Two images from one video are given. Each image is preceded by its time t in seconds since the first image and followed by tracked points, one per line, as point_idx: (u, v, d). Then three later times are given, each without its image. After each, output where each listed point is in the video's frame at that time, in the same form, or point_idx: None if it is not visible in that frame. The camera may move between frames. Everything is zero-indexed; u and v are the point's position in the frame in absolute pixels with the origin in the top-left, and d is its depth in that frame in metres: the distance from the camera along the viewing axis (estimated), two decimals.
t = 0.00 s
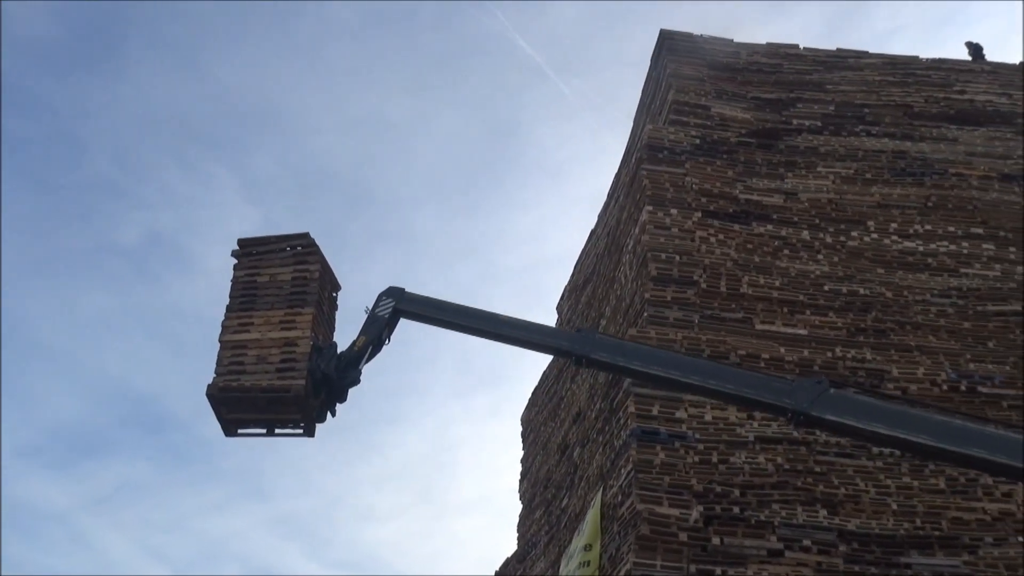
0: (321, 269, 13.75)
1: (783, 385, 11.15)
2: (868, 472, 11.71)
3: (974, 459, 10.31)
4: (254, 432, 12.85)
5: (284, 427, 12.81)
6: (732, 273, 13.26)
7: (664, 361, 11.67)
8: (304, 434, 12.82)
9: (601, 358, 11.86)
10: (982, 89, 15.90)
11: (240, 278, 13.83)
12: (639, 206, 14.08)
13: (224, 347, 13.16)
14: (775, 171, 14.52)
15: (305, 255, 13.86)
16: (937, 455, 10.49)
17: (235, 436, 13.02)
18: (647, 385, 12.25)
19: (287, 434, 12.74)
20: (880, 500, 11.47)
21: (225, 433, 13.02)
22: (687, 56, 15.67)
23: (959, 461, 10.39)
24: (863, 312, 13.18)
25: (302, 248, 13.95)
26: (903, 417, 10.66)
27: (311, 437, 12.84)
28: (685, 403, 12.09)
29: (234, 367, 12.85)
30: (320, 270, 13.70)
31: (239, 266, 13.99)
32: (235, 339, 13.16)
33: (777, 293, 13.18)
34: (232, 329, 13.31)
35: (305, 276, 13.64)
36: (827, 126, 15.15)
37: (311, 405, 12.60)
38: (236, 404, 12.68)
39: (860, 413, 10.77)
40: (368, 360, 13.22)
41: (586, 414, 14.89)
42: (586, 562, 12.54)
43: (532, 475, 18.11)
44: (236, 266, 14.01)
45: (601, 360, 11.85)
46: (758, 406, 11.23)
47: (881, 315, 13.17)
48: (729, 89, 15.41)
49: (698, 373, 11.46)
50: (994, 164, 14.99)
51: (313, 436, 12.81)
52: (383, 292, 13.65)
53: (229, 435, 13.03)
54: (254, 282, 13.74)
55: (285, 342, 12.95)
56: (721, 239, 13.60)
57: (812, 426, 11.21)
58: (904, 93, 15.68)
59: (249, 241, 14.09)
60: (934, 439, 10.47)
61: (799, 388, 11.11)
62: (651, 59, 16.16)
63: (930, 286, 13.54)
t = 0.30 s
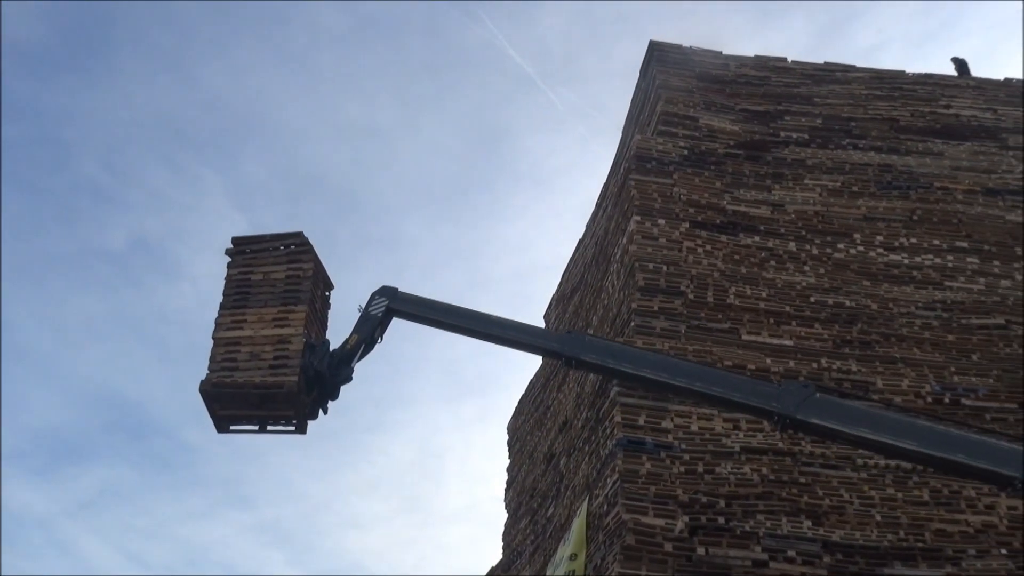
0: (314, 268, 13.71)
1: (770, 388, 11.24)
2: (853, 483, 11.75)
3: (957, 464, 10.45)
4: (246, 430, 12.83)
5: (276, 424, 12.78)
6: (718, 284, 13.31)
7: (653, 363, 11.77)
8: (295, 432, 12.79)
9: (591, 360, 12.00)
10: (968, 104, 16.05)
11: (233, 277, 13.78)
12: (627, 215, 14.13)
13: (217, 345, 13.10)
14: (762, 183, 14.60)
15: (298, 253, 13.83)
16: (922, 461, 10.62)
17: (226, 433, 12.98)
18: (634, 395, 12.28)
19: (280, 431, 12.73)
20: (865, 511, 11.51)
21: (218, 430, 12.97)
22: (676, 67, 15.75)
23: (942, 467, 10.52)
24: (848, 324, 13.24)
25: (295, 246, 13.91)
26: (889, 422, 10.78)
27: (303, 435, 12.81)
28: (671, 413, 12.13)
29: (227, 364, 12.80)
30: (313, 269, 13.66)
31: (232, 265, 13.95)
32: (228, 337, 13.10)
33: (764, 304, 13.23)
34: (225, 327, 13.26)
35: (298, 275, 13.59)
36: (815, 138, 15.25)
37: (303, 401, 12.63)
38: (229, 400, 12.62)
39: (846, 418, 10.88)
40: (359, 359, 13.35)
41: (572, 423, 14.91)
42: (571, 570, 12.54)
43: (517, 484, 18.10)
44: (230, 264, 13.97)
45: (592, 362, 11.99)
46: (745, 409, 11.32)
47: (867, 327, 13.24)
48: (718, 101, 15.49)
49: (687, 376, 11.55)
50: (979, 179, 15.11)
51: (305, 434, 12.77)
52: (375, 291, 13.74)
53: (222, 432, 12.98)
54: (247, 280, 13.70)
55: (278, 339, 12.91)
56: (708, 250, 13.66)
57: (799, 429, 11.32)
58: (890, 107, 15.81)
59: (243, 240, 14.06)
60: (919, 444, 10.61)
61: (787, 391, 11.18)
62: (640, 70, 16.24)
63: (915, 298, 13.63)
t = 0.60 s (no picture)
0: (309, 270, 13.69)
1: (761, 391, 11.30)
2: (844, 490, 11.77)
3: (944, 466, 10.53)
4: (242, 430, 12.79)
5: (272, 424, 12.79)
6: (710, 290, 13.33)
7: (646, 365, 11.79)
8: (291, 432, 12.79)
9: (584, 361, 12.05)
10: (958, 112, 16.13)
11: (229, 279, 13.74)
12: (620, 221, 14.15)
13: (212, 346, 13.05)
14: (754, 190, 14.63)
15: (293, 255, 13.81)
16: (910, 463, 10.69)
17: (223, 433, 12.93)
18: (625, 401, 12.29)
19: (275, 431, 12.75)
20: (855, 518, 11.52)
21: (214, 430, 12.92)
22: (669, 74, 15.79)
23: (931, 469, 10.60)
24: (839, 330, 13.28)
25: (290, 248, 13.90)
26: (878, 425, 10.87)
27: (299, 434, 12.79)
28: (663, 419, 12.13)
29: (223, 364, 12.76)
30: (308, 270, 13.64)
31: (228, 267, 13.91)
32: (223, 338, 13.04)
33: (755, 310, 13.25)
34: (221, 328, 13.19)
35: (294, 276, 13.56)
36: (806, 145, 15.29)
37: (300, 401, 12.63)
38: (226, 400, 12.59)
39: (836, 419, 10.94)
40: (355, 359, 13.36)
41: (563, 429, 14.90)
42: None
43: (508, 489, 18.09)
44: (225, 267, 13.92)
45: (584, 363, 12.03)
46: (735, 411, 11.38)
47: (858, 334, 13.28)
48: (710, 107, 15.53)
49: (680, 378, 11.57)
50: (969, 187, 15.18)
51: (301, 433, 12.76)
52: (371, 292, 13.79)
53: (218, 432, 12.92)
54: (242, 282, 13.65)
55: (274, 340, 12.86)
56: (700, 256, 13.68)
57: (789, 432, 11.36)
58: (881, 115, 15.87)
59: (239, 243, 14.02)
60: (907, 447, 10.68)
61: (777, 393, 11.23)
62: (633, 76, 16.27)
63: (905, 305, 13.67)
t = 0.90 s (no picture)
0: (310, 267, 13.71)
1: (756, 390, 11.27)
2: (836, 496, 11.78)
3: (937, 467, 10.41)
4: (243, 425, 12.69)
5: (273, 420, 12.66)
6: (704, 296, 13.35)
7: (641, 364, 11.79)
8: (292, 427, 12.67)
9: (581, 359, 11.99)
10: (951, 120, 16.20)
11: (230, 275, 13.76)
12: (614, 226, 14.16)
13: (214, 341, 13.04)
14: (748, 196, 14.67)
15: (294, 252, 13.83)
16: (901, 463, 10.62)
17: (224, 429, 12.85)
18: (619, 406, 12.29)
19: (276, 426, 12.58)
20: (847, 525, 11.54)
21: (214, 425, 12.85)
22: (664, 80, 15.82)
23: (921, 468, 10.47)
24: (832, 336, 13.31)
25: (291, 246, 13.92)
26: (873, 425, 10.81)
27: (299, 429, 12.69)
28: (656, 424, 12.14)
29: (224, 359, 12.74)
30: (309, 267, 13.66)
31: (229, 264, 13.93)
32: (225, 333, 13.04)
33: (749, 316, 13.27)
34: (222, 324, 13.21)
35: (294, 273, 13.58)
36: (800, 152, 15.34)
37: (300, 396, 12.53)
38: (228, 394, 12.53)
39: (828, 418, 10.91)
40: (355, 355, 13.27)
41: (556, 434, 14.89)
42: None
43: (502, 494, 18.06)
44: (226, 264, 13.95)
45: (581, 361, 11.97)
46: (730, 410, 11.35)
47: (851, 340, 13.31)
48: (705, 114, 15.57)
49: (675, 376, 11.58)
50: (962, 195, 15.24)
51: (301, 428, 12.65)
52: (372, 289, 13.74)
53: (219, 428, 12.85)
54: (244, 278, 13.67)
55: (275, 335, 12.86)
56: (694, 262, 13.70)
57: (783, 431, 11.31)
58: (875, 123, 15.93)
59: (240, 240, 14.05)
60: (899, 447, 10.62)
61: (771, 393, 11.21)
62: (628, 82, 16.30)
63: (898, 312, 13.71)
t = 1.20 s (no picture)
0: (314, 262, 13.73)
1: (753, 388, 11.45)
2: (832, 501, 11.79)
3: (930, 464, 10.67)
4: (248, 418, 12.81)
5: (275, 412, 12.80)
6: (700, 301, 13.36)
7: (641, 361, 11.91)
8: (295, 420, 12.77)
9: (581, 356, 12.12)
10: (946, 127, 16.24)
11: (234, 270, 13.77)
12: (610, 231, 14.17)
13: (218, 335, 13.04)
14: (744, 202, 14.69)
15: (298, 248, 13.85)
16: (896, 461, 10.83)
17: (229, 421, 12.94)
18: (614, 411, 12.29)
19: (279, 419, 12.75)
20: (843, 530, 11.54)
21: (220, 418, 12.92)
22: (661, 85, 15.85)
23: (916, 467, 10.73)
24: (828, 342, 13.33)
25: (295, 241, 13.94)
26: (867, 424, 11.03)
27: (302, 422, 12.77)
28: (652, 429, 12.14)
29: (229, 352, 12.75)
30: (313, 263, 13.68)
31: (233, 259, 13.95)
32: (229, 327, 13.05)
33: (744, 321, 13.29)
34: (227, 317, 13.18)
35: (298, 268, 13.60)
36: (796, 158, 15.37)
37: (303, 388, 12.60)
38: (232, 387, 12.58)
39: (825, 417, 11.09)
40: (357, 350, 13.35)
41: (552, 439, 14.89)
42: None
43: (497, 499, 18.04)
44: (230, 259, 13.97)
45: (581, 358, 12.11)
46: (728, 408, 11.52)
47: (846, 346, 13.33)
48: (701, 119, 15.60)
49: (674, 374, 11.74)
50: (957, 201, 15.28)
51: (304, 421, 12.74)
52: (375, 285, 13.79)
53: (224, 420, 12.94)
54: (248, 274, 13.68)
55: (279, 329, 12.90)
56: (690, 267, 13.72)
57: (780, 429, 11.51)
58: (870, 129, 15.97)
59: (245, 235, 14.07)
60: (893, 445, 10.83)
61: (769, 391, 11.38)
62: (624, 87, 16.33)
63: (893, 318, 13.73)
